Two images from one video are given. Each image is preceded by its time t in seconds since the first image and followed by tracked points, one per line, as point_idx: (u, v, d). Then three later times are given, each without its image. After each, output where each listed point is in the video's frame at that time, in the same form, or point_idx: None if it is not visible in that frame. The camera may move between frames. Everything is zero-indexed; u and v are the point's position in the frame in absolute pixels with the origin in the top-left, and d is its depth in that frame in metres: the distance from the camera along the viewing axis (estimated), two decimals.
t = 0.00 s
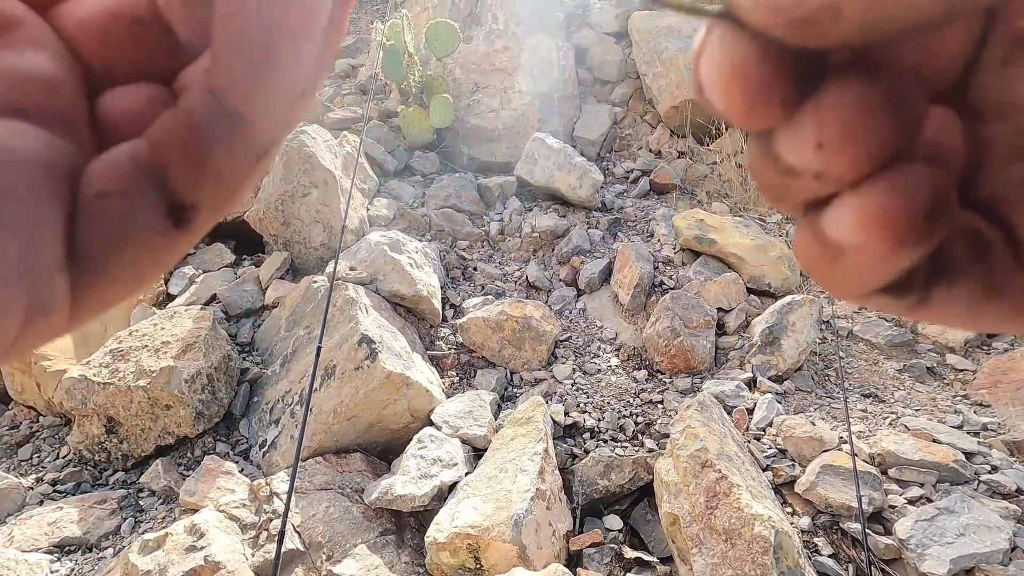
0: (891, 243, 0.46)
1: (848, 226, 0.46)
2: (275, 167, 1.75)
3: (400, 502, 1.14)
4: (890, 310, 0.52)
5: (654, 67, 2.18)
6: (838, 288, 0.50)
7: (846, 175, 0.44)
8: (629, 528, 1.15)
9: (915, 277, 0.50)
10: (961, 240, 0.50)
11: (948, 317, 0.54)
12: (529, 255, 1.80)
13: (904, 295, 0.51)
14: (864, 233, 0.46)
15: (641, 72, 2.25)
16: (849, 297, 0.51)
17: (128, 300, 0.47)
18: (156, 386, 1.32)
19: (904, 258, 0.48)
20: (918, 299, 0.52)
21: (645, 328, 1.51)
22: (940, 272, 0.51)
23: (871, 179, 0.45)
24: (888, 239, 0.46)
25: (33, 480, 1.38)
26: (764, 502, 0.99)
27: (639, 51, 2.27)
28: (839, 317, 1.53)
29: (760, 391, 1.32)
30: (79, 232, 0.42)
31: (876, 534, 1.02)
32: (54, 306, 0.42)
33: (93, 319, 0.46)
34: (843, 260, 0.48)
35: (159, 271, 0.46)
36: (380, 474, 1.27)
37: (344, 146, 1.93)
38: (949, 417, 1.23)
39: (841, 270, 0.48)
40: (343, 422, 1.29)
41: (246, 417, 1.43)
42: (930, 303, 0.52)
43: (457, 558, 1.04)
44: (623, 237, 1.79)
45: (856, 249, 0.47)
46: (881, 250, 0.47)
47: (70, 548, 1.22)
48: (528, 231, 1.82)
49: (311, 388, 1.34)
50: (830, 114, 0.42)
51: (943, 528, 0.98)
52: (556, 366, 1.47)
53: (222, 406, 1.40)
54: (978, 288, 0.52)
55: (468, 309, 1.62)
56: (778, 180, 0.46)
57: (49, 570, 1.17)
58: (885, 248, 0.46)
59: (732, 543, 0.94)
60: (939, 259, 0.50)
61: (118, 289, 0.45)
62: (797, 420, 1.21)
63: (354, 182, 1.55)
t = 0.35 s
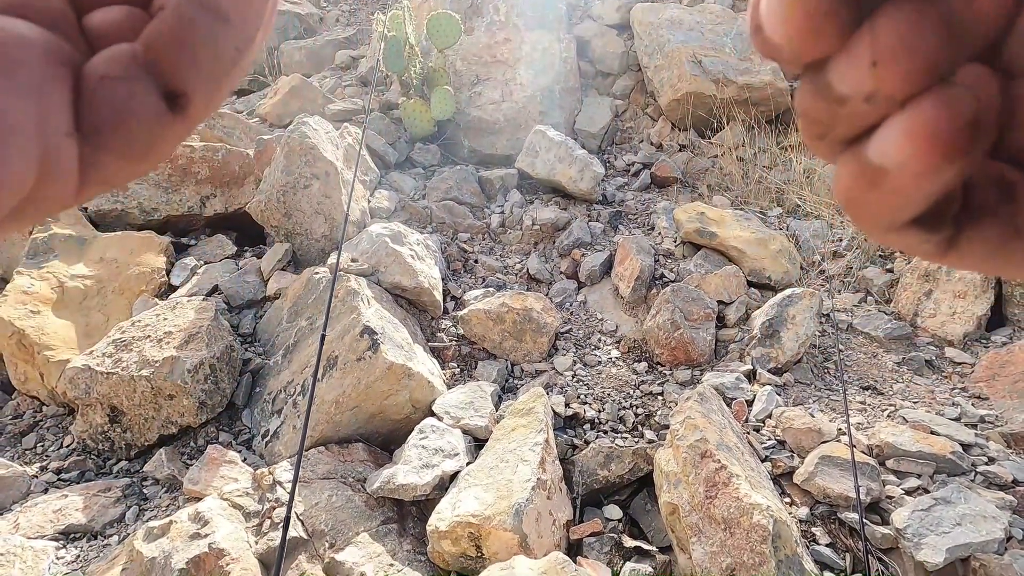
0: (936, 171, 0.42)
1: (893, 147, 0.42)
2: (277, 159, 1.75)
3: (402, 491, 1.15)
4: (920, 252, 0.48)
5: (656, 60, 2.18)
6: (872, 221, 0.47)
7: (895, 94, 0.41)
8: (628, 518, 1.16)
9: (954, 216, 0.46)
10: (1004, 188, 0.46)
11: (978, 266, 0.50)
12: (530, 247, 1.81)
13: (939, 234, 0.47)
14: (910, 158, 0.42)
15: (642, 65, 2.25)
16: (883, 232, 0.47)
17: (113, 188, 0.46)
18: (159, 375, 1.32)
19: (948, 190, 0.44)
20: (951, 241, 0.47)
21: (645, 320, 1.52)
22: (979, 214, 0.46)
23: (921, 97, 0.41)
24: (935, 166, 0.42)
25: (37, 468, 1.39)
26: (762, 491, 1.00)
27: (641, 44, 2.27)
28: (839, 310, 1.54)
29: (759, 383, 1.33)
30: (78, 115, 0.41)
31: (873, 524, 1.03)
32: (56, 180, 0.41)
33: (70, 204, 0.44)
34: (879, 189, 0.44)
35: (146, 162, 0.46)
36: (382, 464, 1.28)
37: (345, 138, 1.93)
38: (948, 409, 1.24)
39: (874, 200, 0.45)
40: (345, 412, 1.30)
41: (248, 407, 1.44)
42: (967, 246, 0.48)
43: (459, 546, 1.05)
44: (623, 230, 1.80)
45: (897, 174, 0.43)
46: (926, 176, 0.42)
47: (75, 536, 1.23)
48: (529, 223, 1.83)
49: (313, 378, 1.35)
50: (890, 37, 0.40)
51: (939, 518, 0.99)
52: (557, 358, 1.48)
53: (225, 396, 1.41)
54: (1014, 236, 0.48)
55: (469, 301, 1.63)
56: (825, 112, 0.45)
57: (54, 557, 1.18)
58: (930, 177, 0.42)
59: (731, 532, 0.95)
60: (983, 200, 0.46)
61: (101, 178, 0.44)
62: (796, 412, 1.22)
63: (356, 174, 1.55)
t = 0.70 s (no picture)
0: (954, 122, 0.34)
1: (911, 96, 0.33)
2: (273, 155, 1.75)
3: (402, 486, 1.16)
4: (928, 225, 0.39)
5: (652, 54, 2.18)
6: (875, 183, 0.37)
7: (918, 34, 0.33)
8: (627, 511, 1.17)
9: (974, 184, 0.37)
10: None
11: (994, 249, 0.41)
12: (528, 243, 1.81)
13: (953, 203, 0.38)
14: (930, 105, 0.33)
15: (638, 60, 2.25)
16: (888, 198, 0.38)
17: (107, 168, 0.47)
18: (157, 372, 1.33)
19: (969, 146, 0.35)
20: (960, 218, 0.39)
21: (643, 315, 1.52)
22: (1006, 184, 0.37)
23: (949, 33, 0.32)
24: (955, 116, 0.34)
25: (36, 467, 1.39)
26: (759, 484, 1.01)
27: (637, 38, 2.27)
28: (836, 304, 1.55)
29: (756, 377, 1.34)
30: (68, 97, 0.42)
31: (869, 515, 1.04)
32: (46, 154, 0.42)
33: (64, 182, 0.45)
34: (888, 145, 0.35)
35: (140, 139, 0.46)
36: (381, 460, 1.29)
37: (342, 134, 1.93)
38: (943, 401, 1.25)
39: (880, 157, 0.36)
40: (344, 408, 1.30)
41: (247, 404, 1.44)
42: (968, 227, 0.39)
43: (459, 540, 1.06)
44: (621, 225, 1.80)
45: (916, 123, 0.34)
46: (947, 124, 0.34)
47: (75, 533, 1.24)
48: (527, 219, 1.83)
49: (311, 375, 1.35)
50: None
51: (935, 508, 0.99)
52: (555, 353, 1.48)
53: (223, 393, 1.41)
54: None
55: (467, 297, 1.63)
56: (843, 66, 0.35)
57: (55, 554, 1.19)
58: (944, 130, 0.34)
59: (728, 524, 0.96)
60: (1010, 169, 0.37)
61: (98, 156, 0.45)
62: (794, 405, 1.23)
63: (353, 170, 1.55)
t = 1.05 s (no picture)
0: (884, 172, 0.49)
1: (835, 160, 0.50)
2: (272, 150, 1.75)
3: (402, 480, 1.16)
4: (893, 273, 0.55)
5: (652, 48, 2.17)
6: (840, 239, 0.53)
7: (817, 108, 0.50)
8: (626, 505, 1.17)
9: (912, 230, 0.53)
10: (961, 206, 0.54)
11: (945, 291, 0.57)
12: (527, 238, 1.81)
13: (908, 250, 0.54)
14: (857, 164, 0.49)
15: (638, 53, 2.25)
16: (849, 252, 0.54)
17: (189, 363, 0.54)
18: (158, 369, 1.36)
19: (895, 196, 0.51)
20: (918, 262, 0.54)
21: (641, 309, 1.52)
22: (936, 232, 0.54)
23: (852, 111, 0.50)
24: (878, 169, 0.49)
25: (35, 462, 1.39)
26: (757, 477, 1.01)
27: (637, 32, 2.26)
28: (835, 298, 1.55)
29: (755, 371, 1.34)
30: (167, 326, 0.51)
31: (867, 508, 1.05)
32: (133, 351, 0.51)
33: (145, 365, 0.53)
34: (835, 204, 0.51)
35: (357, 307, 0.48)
36: (381, 454, 1.29)
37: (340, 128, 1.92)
38: (941, 395, 1.26)
39: (834, 212, 0.51)
40: (344, 402, 1.31)
41: (247, 399, 1.45)
42: (929, 270, 0.55)
43: (459, 534, 1.06)
44: (619, 220, 1.80)
45: (844, 184, 0.50)
46: (871, 181, 0.49)
47: (76, 528, 1.24)
48: (526, 214, 1.83)
49: (311, 370, 1.36)
50: (800, 48, 0.49)
51: (932, 501, 1.00)
52: (554, 348, 1.48)
53: (223, 388, 1.42)
54: (976, 254, 0.55)
55: (466, 292, 1.63)
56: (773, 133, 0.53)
57: (56, 549, 1.19)
58: (876, 178, 0.49)
59: (727, 517, 0.97)
60: (933, 220, 0.53)
61: (314, 303, 0.48)
62: (792, 399, 1.23)
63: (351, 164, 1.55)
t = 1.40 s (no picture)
0: (837, 145, 0.44)
1: (788, 136, 0.44)
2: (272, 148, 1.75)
3: (401, 477, 1.16)
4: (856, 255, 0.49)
5: (652, 46, 2.17)
6: (802, 216, 0.47)
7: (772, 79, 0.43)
8: (625, 501, 1.17)
9: (875, 206, 0.47)
10: (925, 184, 0.47)
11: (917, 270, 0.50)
12: (526, 235, 1.81)
13: (869, 228, 0.47)
14: (806, 142, 0.44)
15: (638, 51, 2.24)
16: (813, 230, 0.48)
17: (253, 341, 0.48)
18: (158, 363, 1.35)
19: (855, 169, 0.45)
20: (883, 240, 0.48)
21: (641, 307, 1.52)
22: (899, 208, 0.47)
23: (797, 87, 0.43)
24: (830, 146, 0.44)
25: (36, 459, 1.40)
26: (756, 474, 1.01)
27: (637, 30, 2.26)
28: (834, 295, 1.55)
29: (754, 369, 1.35)
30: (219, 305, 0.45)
31: (865, 505, 1.05)
32: (182, 335, 0.45)
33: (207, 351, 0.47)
34: (790, 182, 0.45)
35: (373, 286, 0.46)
36: (380, 452, 1.29)
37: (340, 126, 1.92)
38: (940, 392, 1.26)
39: (788, 194, 0.46)
40: (343, 400, 1.31)
41: (246, 396, 1.45)
42: (895, 247, 0.48)
43: (458, 531, 1.07)
44: (619, 217, 1.80)
45: (800, 163, 0.44)
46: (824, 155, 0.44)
47: (76, 524, 1.24)
48: (525, 212, 1.83)
49: (310, 367, 1.36)
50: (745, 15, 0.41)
51: (930, 498, 1.00)
52: (553, 345, 1.48)
53: (223, 385, 1.42)
54: (942, 233, 0.48)
55: (465, 289, 1.63)
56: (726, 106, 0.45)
57: (57, 545, 1.20)
58: (829, 155, 0.44)
59: (725, 514, 0.97)
60: (895, 195, 0.47)
61: (363, 263, 0.45)
62: (791, 396, 1.23)
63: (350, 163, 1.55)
